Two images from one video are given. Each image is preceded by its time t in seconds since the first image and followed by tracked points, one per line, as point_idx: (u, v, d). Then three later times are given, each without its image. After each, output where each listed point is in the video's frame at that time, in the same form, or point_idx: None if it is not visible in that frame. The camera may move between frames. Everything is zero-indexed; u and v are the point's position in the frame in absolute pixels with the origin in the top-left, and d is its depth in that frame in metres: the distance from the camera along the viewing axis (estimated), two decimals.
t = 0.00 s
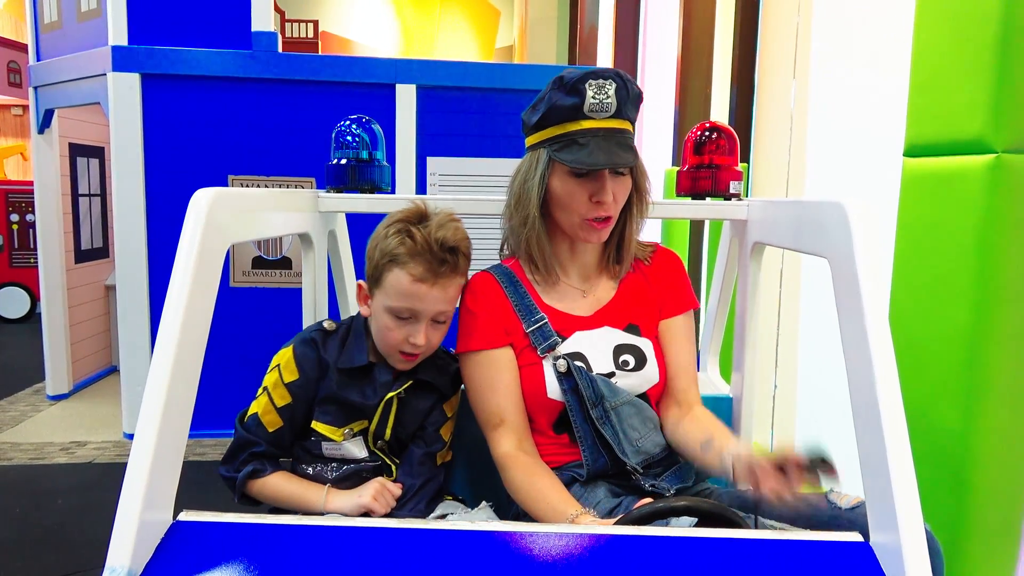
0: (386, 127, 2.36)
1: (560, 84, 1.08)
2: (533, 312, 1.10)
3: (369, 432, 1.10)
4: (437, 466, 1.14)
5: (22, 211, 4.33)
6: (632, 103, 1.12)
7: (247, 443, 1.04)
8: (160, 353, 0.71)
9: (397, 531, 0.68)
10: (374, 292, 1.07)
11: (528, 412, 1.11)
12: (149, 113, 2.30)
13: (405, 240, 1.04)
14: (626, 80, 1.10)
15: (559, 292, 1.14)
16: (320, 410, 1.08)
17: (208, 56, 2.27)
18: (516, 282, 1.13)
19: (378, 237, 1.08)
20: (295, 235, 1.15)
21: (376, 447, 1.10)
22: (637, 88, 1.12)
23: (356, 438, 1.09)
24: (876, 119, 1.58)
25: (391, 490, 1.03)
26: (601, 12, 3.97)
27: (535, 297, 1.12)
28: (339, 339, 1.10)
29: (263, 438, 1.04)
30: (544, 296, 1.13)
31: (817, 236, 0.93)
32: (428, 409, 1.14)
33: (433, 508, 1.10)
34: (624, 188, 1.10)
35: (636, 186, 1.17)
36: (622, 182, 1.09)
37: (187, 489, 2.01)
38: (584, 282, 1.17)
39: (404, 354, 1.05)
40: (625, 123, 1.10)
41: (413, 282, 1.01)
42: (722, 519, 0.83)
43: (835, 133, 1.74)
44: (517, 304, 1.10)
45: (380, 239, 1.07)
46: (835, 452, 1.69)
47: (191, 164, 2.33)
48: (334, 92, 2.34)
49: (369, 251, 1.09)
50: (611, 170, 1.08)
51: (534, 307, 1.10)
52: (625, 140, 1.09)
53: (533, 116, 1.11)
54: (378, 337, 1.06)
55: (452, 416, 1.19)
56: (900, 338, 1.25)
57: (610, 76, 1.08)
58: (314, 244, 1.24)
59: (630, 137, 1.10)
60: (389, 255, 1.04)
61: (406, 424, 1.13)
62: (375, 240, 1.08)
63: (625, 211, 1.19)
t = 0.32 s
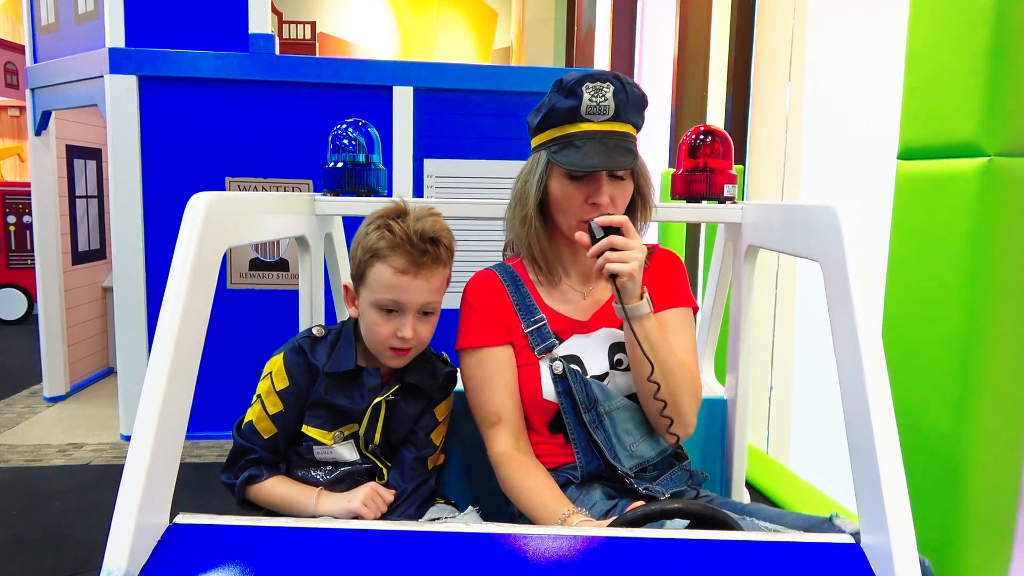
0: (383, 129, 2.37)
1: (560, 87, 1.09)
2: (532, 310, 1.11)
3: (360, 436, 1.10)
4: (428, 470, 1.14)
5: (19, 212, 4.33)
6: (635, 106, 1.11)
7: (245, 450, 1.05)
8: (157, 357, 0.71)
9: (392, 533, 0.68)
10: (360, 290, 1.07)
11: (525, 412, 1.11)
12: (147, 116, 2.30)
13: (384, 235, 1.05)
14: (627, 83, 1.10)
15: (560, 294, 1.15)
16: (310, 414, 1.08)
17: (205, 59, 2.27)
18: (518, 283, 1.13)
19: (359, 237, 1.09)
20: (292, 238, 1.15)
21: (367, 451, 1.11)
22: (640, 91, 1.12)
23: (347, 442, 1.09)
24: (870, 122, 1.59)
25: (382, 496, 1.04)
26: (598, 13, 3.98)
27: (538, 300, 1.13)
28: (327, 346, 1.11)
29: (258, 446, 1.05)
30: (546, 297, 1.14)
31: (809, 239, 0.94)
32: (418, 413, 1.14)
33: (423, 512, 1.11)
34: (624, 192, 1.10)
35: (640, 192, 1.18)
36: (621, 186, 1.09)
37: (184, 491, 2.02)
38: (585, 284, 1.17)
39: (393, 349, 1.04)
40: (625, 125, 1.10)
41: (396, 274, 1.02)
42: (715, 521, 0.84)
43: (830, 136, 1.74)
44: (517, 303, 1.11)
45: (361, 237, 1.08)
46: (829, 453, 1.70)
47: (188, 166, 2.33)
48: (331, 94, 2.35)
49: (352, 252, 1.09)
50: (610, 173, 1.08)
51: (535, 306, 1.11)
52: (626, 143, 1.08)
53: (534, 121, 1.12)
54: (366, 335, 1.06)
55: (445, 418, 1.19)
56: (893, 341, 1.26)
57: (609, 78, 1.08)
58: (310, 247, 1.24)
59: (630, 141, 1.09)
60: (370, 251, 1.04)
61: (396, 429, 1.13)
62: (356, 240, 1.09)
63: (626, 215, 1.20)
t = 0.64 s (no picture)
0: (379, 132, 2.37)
1: (556, 107, 1.06)
2: (540, 309, 1.11)
3: (355, 439, 1.10)
4: (425, 469, 1.13)
5: (13, 216, 4.32)
6: (638, 122, 1.05)
7: (239, 461, 1.05)
8: (151, 362, 0.71)
9: (386, 537, 0.68)
10: (344, 289, 1.07)
11: (519, 407, 1.12)
12: (142, 119, 2.30)
13: (364, 230, 1.05)
14: (626, 99, 1.04)
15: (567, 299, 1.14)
16: (304, 420, 1.08)
17: (200, 62, 2.27)
18: (529, 282, 1.14)
19: (338, 237, 1.09)
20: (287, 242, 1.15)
21: (365, 453, 1.10)
22: (646, 105, 1.05)
23: (344, 444, 1.09)
24: (864, 125, 1.60)
25: (382, 497, 1.04)
26: (594, 16, 3.99)
27: (547, 299, 1.13)
28: (317, 350, 1.10)
29: (253, 455, 1.06)
30: (554, 299, 1.14)
31: (802, 243, 0.94)
32: (411, 413, 1.13)
33: (423, 511, 1.10)
34: (625, 211, 1.08)
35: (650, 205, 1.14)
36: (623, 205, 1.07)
37: (180, 495, 2.01)
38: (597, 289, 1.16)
39: (385, 345, 1.04)
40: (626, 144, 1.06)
41: (380, 268, 1.02)
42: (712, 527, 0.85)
43: (825, 139, 1.75)
44: (527, 300, 1.12)
45: (341, 237, 1.08)
46: (824, 456, 1.70)
47: (183, 169, 2.33)
48: (327, 98, 2.35)
49: (333, 251, 1.09)
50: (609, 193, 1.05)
51: (544, 304, 1.11)
52: (625, 164, 1.04)
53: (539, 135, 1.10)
54: (355, 334, 1.06)
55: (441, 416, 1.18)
56: (888, 343, 1.26)
57: (602, 99, 1.03)
58: (304, 251, 1.24)
59: (631, 159, 1.05)
60: (352, 248, 1.04)
61: (389, 431, 1.13)
62: (336, 240, 1.09)
63: (638, 224, 1.16)
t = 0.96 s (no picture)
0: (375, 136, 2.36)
1: (572, 101, 1.08)
2: (568, 301, 1.11)
3: (345, 445, 1.09)
4: (415, 478, 1.13)
5: (8, 219, 4.31)
6: (653, 109, 1.04)
7: (229, 466, 1.05)
8: (144, 367, 0.71)
9: (381, 542, 0.68)
10: (344, 307, 1.07)
11: (545, 400, 1.13)
12: (138, 122, 2.29)
13: (367, 250, 1.04)
14: (638, 86, 1.03)
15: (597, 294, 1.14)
16: (294, 426, 1.08)
17: (196, 65, 2.27)
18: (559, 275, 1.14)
19: (340, 251, 1.09)
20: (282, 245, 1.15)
21: (353, 460, 1.10)
22: (660, 92, 1.05)
23: (333, 451, 1.09)
24: (859, 128, 1.60)
25: (370, 506, 1.03)
26: (590, 19, 4.00)
27: (578, 295, 1.13)
28: (310, 358, 1.10)
29: (242, 460, 1.05)
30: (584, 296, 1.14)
31: (798, 245, 0.94)
32: (403, 419, 1.13)
33: (411, 521, 1.10)
34: (648, 202, 1.07)
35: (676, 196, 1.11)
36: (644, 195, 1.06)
37: (174, 499, 2.00)
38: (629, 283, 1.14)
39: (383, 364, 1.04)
40: (644, 133, 1.05)
41: (383, 290, 1.02)
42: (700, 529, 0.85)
43: (821, 142, 1.75)
44: (556, 291, 1.12)
45: (343, 253, 1.07)
46: (821, 459, 1.70)
47: (179, 172, 2.33)
48: (323, 101, 2.35)
49: (334, 264, 1.09)
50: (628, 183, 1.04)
51: (572, 297, 1.11)
52: (642, 152, 1.03)
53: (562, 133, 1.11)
54: (354, 351, 1.05)
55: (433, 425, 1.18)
56: (884, 346, 1.26)
57: (614, 87, 1.03)
58: (300, 254, 1.24)
59: (648, 147, 1.04)
60: (354, 268, 1.04)
61: (379, 439, 1.13)
62: (338, 255, 1.08)
63: (666, 218, 1.14)
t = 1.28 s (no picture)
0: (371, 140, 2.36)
1: (590, 102, 1.11)
2: (580, 301, 1.11)
3: (337, 452, 1.09)
4: (409, 484, 1.12)
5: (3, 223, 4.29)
6: (668, 109, 1.06)
7: (222, 474, 1.04)
8: (135, 373, 0.70)
9: (373, 550, 0.67)
10: (334, 309, 1.06)
11: (553, 398, 1.12)
12: (133, 125, 2.29)
13: (358, 252, 1.04)
14: (654, 87, 1.06)
15: (607, 296, 1.14)
16: (285, 433, 1.07)
17: (192, 69, 2.26)
18: (571, 275, 1.14)
19: (330, 255, 1.08)
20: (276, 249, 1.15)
21: (346, 466, 1.10)
22: (675, 93, 1.07)
23: (325, 458, 1.08)
24: (855, 133, 1.60)
25: (362, 515, 1.02)
26: (586, 24, 4.01)
27: (587, 293, 1.13)
28: (302, 364, 1.10)
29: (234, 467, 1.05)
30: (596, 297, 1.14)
31: (793, 251, 0.94)
32: (395, 426, 1.13)
33: (406, 528, 1.08)
34: (660, 202, 1.07)
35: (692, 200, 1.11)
36: (655, 195, 1.06)
37: (167, 504, 1.99)
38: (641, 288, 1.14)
39: (374, 366, 1.04)
40: (659, 132, 1.06)
41: (374, 292, 1.01)
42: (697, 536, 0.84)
43: (816, 147, 1.75)
44: (567, 291, 1.12)
45: (333, 256, 1.07)
46: (816, 464, 1.70)
47: (174, 176, 2.32)
48: (319, 104, 2.34)
49: (324, 268, 1.08)
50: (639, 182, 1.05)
51: (583, 297, 1.12)
52: (656, 151, 1.04)
53: (580, 131, 1.13)
54: (344, 354, 1.05)
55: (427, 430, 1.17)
56: (880, 351, 1.26)
57: (631, 86, 1.05)
58: (294, 259, 1.24)
59: (663, 147, 1.05)
60: (345, 270, 1.04)
61: (372, 445, 1.13)
62: (328, 258, 1.08)
63: (683, 223, 1.14)
